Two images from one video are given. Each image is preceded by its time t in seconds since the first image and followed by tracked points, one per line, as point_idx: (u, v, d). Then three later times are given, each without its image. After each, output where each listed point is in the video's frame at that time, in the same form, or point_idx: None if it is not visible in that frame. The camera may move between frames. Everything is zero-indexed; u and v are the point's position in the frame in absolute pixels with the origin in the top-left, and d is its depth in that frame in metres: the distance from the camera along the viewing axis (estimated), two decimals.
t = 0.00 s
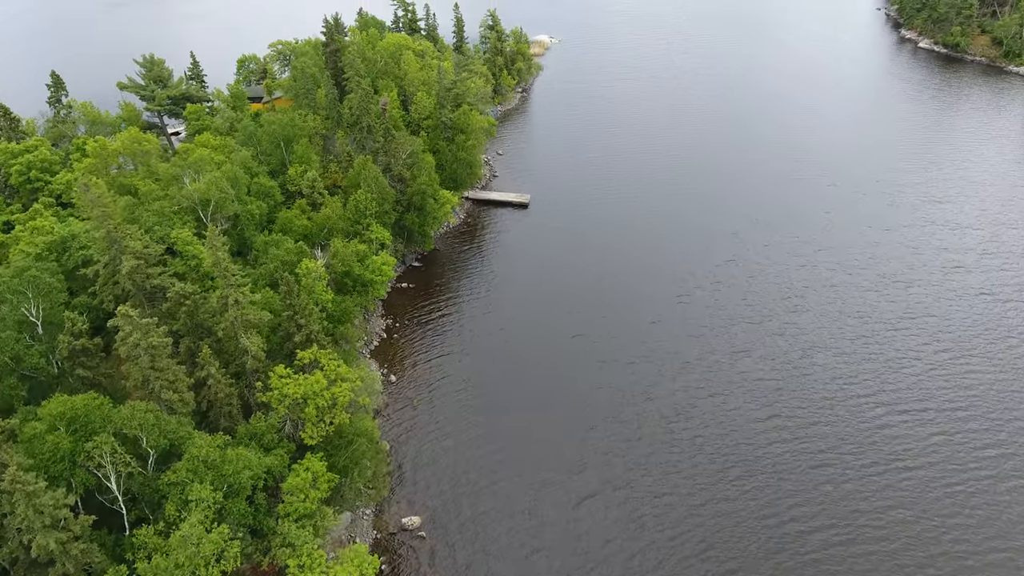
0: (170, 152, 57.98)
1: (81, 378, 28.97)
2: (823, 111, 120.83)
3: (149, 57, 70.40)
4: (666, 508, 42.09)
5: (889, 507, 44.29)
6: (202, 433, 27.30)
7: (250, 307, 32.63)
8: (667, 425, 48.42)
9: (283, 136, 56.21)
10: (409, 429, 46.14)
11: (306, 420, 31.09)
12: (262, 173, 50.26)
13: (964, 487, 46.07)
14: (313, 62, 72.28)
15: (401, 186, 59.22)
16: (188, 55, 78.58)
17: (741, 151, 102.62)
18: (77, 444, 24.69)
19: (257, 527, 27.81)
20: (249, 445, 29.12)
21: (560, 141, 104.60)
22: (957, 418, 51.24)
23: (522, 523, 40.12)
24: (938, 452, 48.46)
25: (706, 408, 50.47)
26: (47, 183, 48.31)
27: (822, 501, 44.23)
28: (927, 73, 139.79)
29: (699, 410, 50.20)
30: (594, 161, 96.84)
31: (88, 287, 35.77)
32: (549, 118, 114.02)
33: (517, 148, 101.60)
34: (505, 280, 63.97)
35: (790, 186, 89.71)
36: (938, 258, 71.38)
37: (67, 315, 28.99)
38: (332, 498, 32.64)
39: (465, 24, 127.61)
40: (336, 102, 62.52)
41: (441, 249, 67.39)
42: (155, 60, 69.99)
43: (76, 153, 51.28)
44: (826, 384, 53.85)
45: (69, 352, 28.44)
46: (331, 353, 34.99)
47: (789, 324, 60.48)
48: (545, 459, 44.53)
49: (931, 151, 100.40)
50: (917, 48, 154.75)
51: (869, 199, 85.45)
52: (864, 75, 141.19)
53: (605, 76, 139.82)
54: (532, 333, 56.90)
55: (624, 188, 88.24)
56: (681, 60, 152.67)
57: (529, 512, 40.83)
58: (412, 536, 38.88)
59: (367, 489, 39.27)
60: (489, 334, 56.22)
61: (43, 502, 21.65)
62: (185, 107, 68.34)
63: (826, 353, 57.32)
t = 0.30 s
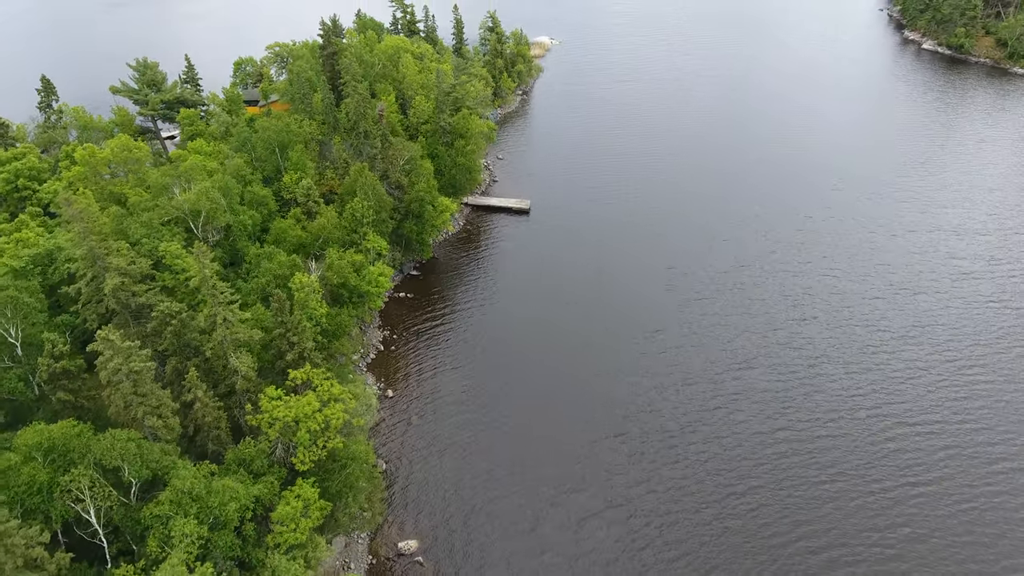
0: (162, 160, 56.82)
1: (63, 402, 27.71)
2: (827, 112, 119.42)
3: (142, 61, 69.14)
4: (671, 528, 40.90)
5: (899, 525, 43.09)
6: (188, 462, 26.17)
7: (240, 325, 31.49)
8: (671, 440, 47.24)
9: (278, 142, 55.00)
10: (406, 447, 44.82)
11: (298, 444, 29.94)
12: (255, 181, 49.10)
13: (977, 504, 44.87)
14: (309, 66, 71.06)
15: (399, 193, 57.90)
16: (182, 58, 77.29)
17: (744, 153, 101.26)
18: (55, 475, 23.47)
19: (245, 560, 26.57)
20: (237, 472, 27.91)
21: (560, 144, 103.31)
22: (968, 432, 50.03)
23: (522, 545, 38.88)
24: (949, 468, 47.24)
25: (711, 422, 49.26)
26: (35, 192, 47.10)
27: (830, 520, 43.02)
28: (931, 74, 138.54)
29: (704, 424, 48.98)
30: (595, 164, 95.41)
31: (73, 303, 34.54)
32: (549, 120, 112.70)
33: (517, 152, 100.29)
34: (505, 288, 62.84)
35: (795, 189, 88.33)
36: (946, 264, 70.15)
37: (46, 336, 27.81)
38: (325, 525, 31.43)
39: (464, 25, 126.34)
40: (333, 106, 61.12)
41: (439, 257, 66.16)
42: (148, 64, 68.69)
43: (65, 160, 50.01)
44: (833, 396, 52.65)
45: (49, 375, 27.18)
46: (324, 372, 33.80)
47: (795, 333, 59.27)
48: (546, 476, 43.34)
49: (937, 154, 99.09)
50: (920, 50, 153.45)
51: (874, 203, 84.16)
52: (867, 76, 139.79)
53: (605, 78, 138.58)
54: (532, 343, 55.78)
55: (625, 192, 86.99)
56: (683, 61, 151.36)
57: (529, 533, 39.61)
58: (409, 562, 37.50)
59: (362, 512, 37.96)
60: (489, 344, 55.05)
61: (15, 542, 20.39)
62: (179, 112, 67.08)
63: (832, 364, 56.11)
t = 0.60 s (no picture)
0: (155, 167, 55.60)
1: (41, 429, 26.51)
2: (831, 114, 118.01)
3: (135, 64, 67.87)
4: (675, 550, 39.70)
5: (910, 546, 41.90)
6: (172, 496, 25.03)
7: (229, 345, 30.29)
8: (676, 455, 46.02)
9: (272, 149, 53.76)
10: (403, 465, 43.49)
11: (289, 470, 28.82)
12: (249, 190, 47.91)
13: (990, 523, 43.63)
14: (306, 69, 69.85)
15: (397, 202, 56.64)
16: (177, 61, 76.06)
17: (748, 156, 99.88)
18: (31, 510, 22.26)
19: None
20: (224, 502, 26.74)
21: (561, 147, 101.92)
22: (980, 448, 48.82)
23: (522, 569, 37.64)
24: (960, 485, 46.05)
25: (717, 437, 48.00)
26: (22, 202, 45.96)
27: (839, 541, 41.80)
28: (935, 76, 137.31)
29: (709, 440, 47.71)
30: (596, 167, 94.03)
31: (57, 322, 33.39)
32: (550, 123, 111.40)
33: (517, 155, 98.94)
34: (505, 296, 61.59)
35: (799, 193, 87.07)
36: (954, 273, 68.92)
37: (25, 360, 26.65)
38: (317, 554, 30.29)
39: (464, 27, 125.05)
40: (329, 111, 59.86)
41: (438, 266, 64.91)
42: (141, 68, 67.47)
43: (53, 168, 48.82)
44: (841, 411, 51.45)
45: (27, 401, 26.01)
46: (317, 393, 32.60)
47: (801, 344, 58.01)
48: (547, 495, 42.13)
49: (943, 157, 97.81)
50: (924, 51, 152.28)
51: (880, 208, 82.89)
52: (871, 78, 138.44)
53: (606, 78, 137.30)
54: (532, 353, 54.57)
55: (627, 195, 85.75)
56: (685, 61, 149.98)
57: (529, 556, 38.38)
58: None
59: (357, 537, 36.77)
60: (488, 356, 53.76)
61: None
62: (172, 116, 65.87)
63: (840, 376, 54.93)
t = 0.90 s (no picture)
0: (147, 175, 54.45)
1: (18, 459, 25.36)
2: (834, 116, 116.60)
3: (129, 69, 66.70)
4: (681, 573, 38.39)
5: (924, 569, 40.55)
6: (154, 532, 23.86)
7: (218, 367, 29.07)
8: (681, 473, 44.70)
9: (267, 156, 52.63)
10: (400, 485, 42.13)
11: (279, 499, 27.70)
12: (243, 200, 46.74)
13: (1006, 544, 42.29)
14: (303, 73, 68.68)
15: (394, 210, 55.36)
16: (172, 65, 74.89)
17: (752, 158, 98.39)
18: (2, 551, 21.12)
19: None
20: (210, 536, 25.59)
21: (562, 150, 100.49)
22: (994, 465, 47.53)
23: None
24: (974, 504, 44.75)
25: (722, 453, 46.69)
26: (9, 212, 44.81)
27: (851, 563, 40.47)
28: (940, 78, 136.16)
29: (714, 456, 46.37)
30: (598, 171, 92.57)
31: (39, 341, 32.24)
32: (550, 126, 110.12)
33: (518, 159, 97.55)
34: (505, 305, 60.35)
35: (804, 197, 85.64)
36: (963, 281, 67.66)
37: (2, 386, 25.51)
38: None
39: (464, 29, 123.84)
40: (326, 116, 58.61)
41: (437, 275, 63.54)
42: (135, 72, 66.31)
43: (42, 177, 47.62)
44: (850, 426, 50.16)
45: (2, 430, 24.86)
46: (309, 416, 31.31)
47: (809, 356, 56.67)
48: (548, 515, 40.88)
49: (950, 161, 96.48)
50: (928, 53, 151.13)
51: (888, 212, 81.49)
52: (874, 80, 137.09)
53: (607, 80, 136.08)
54: (533, 366, 53.21)
55: (629, 199, 84.42)
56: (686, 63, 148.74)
57: None
58: None
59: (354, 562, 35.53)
60: (489, 368, 52.43)
61: None
62: (166, 122, 64.69)
63: (848, 388, 53.65)
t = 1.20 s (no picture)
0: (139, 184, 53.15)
1: None
2: (838, 118, 115.21)
3: (121, 73, 65.27)
4: None
5: None
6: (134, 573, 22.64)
7: (206, 392, 27.83)
8: (687, 494, 43.43)
9: (261, 164, 51.39)
10: (396, 506, 40.77)
11: (269, 532, 26.51)
12: (237, 209, 45.46)
13: None
14: (299, 78, 67.34)
15: (392, 219, 53.87)
16: (167, 69, 73.50)
17: (755, 161, 96.87)
18: None
19: None
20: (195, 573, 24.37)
21: (562, 154, 99.13)
22: (1008, 485, 46.29)
23: None
24: (989, 526, 43.49)
25: (730, 473, 45.37)
26: None
27: None
28: (944, 80, 134.89)
29: (721, 476, 45.07)
30: (600, 175, 91.13)
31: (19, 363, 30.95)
32: (551, 129, 108.72)
33: (518, 163, 96.11)
34: (505, 313, 59.12)
35: (810, 201, 84.21)
36: (973, 290, 66.35)
37: None
38: None
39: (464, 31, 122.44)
40: (322, 123, 57.25)
41: (435, 284, 62.12)
42: (128, 76, 64.93)
43: (29, 186, 46.27)
44: (860, 444, 48.90)
45: None
46: (301, 441, 30.05)
47: (817, 370, 55.39)
48: (549, 538, 39.60)
49: (957, 165, 95.19)
50: (932, 55, 149.88)
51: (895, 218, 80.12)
52: (878, 81, 135.75)
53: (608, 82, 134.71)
54: (534, 378, 51.83)
55: (631, 203, 83.03)
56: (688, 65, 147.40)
57: None
58: None
59: None
60: (488, 380, 51.15)
61: None
62: (159, 127, 63.30)
63: (857, 404, 52.43)
